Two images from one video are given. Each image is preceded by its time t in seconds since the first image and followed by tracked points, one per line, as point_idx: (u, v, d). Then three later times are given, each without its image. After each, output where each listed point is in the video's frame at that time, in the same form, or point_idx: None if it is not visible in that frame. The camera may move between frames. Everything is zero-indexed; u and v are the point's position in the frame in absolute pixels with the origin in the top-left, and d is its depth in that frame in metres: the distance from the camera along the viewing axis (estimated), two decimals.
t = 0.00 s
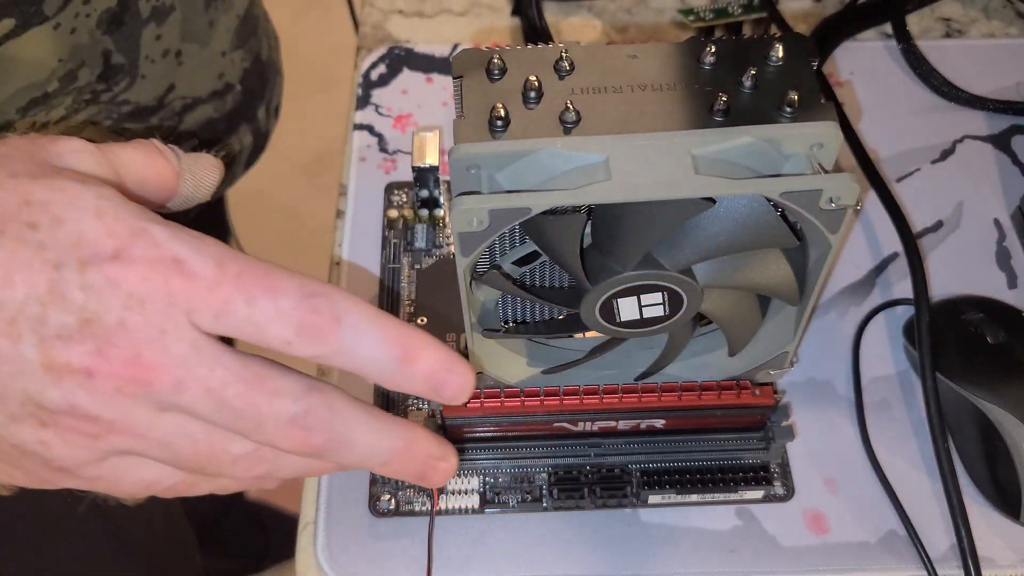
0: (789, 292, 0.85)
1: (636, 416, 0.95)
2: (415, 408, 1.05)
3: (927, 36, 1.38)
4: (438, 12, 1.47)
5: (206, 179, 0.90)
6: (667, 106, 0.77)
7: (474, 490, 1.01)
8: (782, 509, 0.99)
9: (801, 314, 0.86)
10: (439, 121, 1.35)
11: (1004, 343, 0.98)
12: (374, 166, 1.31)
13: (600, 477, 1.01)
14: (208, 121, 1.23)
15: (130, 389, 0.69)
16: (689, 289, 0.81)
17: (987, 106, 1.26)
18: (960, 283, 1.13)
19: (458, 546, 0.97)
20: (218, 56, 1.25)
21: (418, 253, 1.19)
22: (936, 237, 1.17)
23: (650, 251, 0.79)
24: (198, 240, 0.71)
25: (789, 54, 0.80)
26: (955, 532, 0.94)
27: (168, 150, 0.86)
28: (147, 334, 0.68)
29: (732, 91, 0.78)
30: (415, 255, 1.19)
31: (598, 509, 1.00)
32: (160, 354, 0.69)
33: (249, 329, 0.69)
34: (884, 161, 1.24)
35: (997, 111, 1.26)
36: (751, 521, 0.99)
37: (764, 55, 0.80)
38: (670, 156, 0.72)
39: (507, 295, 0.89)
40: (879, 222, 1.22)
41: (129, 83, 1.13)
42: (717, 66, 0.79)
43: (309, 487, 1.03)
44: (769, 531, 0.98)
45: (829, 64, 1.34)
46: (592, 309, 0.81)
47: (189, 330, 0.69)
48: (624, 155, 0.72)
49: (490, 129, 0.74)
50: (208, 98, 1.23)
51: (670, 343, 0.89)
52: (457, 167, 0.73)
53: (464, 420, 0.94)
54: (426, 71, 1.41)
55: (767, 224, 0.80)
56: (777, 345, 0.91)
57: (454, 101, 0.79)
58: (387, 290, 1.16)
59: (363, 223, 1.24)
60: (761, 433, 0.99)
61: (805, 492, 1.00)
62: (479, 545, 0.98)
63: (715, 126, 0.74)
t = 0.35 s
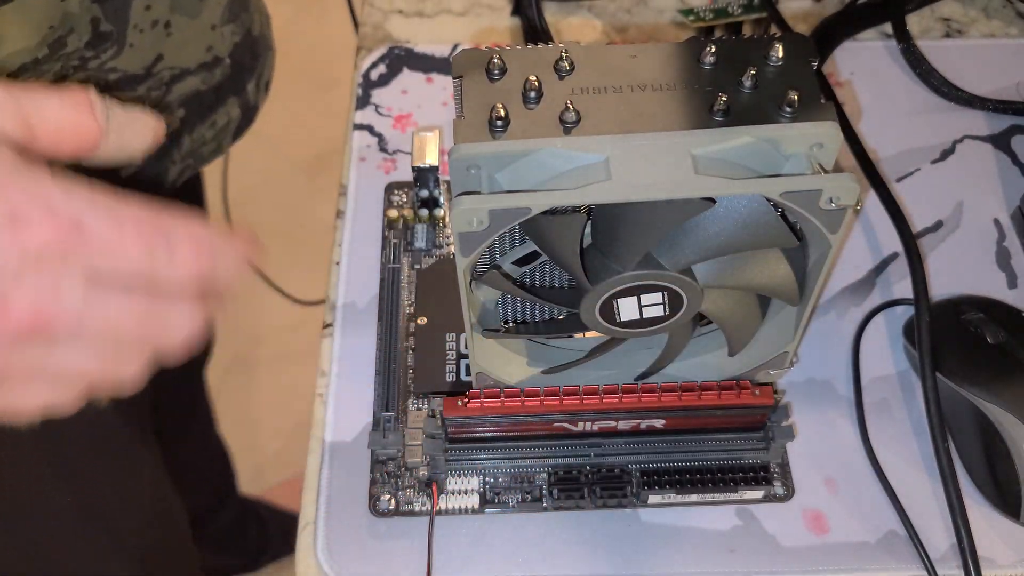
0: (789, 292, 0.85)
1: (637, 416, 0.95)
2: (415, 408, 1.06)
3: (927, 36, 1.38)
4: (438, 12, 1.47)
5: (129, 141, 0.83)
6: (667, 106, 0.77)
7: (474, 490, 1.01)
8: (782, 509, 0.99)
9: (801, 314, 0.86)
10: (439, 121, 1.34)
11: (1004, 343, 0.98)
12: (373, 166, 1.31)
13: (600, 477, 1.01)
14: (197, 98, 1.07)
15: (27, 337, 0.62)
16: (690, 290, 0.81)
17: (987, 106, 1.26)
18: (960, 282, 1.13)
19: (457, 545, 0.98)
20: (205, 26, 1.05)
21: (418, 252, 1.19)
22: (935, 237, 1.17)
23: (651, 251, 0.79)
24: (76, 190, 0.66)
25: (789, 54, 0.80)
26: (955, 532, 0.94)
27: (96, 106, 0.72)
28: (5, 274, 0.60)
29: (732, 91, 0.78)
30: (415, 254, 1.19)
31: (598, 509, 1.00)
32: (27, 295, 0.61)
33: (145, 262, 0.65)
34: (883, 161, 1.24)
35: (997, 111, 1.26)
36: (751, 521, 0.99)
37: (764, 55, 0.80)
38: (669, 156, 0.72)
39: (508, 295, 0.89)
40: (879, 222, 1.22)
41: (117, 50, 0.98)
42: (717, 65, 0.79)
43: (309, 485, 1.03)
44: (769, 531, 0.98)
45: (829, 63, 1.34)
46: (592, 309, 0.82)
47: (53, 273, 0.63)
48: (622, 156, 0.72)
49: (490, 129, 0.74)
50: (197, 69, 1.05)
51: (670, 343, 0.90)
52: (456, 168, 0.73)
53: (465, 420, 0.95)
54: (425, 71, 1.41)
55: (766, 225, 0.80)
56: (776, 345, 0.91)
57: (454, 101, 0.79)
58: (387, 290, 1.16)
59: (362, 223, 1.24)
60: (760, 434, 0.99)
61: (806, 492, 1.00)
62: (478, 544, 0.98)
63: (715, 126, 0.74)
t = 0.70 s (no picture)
0: (789, 292, 0.85)
1: (636, 416, 0.95)
2: (416, 408, 1.06)
3: (927, 36, 1.38)
4: (439, 12, 1.47)
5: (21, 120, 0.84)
6: (667, 106, 0.77)
7: (474, 490, 1.01)
8: (782, 509, 0.99)
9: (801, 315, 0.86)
10: (439, 121, 1.34)
11: (1004, 344, 0.98)
12: (373, 166, 1.31)
13: (600, 477, 1.01)
14: (153, 117, 0.88)
15: None
16: (690, 289, 0.81)
17: (986, 106, 1.26)
18: (960, 282, 1.13)
19: (457, 546, 0.97)
20: (165, 44, 0.87)
21: (419, 251, 1.19)
22: (935, 237, 1.17)
23: (650, 252, 0.80)
24: None
25: (789, 54, 0.80)
26: (955, 532, 0.94)
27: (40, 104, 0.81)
28: None
29: (732, 91, 0.78)
30: (415, 253, 1.19)
31: (598, 509, 1.00)
32: None
33: None
34: (883, 161, 1.24)
35: (997, 112, 1.26)
36: (751, 521, 0.99)
37: (764, 55, 0.80)
38: (669, 156, 0.72)
39: (508, 295, 0.89)
40: (879, 222, 1.22)
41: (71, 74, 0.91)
42: (717, 65, 0.79)
43: (309, 485, 1.03)
44: (769, 531, 0.98)
45: (829, 63, 1.34)
46: (592, 310, 0.82)
47: None
48: (624, 155, 0.72)
49: (490, 129, 0.75)
50: (156, 88, 0.87)
51: (670, 343, 0.90)
52: (456, 167, 0.73)
53: (466, 421, 0.95)
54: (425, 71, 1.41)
55: (766, 225, 0.80)
56: (776, 345, 0.91)
57: (454, 100, 0.79)
58: (388, 291, 1.16)
59: (362, 223, 1.25)
60: (760, 434, 0.99)
61: (805, 492, 1.00)
62: (478, 543, 0.98)
63: (715, 126, 0.74)
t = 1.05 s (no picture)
0: (789, 292, 0.85)
1: (637, 416, 0.95)
2: (416, 408, 1.06)
3: (927, 35, 1.38)
4: (439, 12, 1.48)
5: None
6: (667, 106, 0.77)
7: (473, 490, 1.01)
8: (782, 509, 0.99)
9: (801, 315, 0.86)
10: (439, 121, 1.34)
11: (1005, 343, 0.97)
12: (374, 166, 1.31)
13: (600, 476, 1.01)
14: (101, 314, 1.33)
15: None
16: (690, 290, 0.81)
17: (987, 106, 1.26)
18: (959, 283, 1.13)
19: (456, 547, 0.97)
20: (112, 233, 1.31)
21: (418, 251, 1.19)
22: (936, 237, 1.17)
23: (650, 251, 0.80)
24: None
25: (790, 54, 0.80)
26: (955, 532, 0.94)
27: None
28: None
29: (732, 90, 0.78)
30: (415, 253, 1.19)
31: (598, 508, 1.00)
32: None
33: None
34: (884, 161, 1.24)
35: (997, 112, 1.26)
36: (752, 521, 0.99)
37: (764, 55, 0.80)
38: (669, 156, 0.72)
39: (508, 296, 0.89)
40: (879, 222, 1.22)
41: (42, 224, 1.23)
42: (717, 65, 0.79)
43: (309, 486, 1.03)
44: (769, 531, 0.98)
45: (829, 63, 1.34)
46: (591, 311, 0.82)
47: None
48: (623, 155, 0.72)
49: (490, 128, 0.75)
50: (103, 266, 1.30)
51: (670, 343, 0.90)
52: (456, 168, 0.73)
53: (466, 421, 0.95)
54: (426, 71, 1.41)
55: (765, 225, 0.80)
56: (776, 346, 0.91)
57: (454, 100, 0.79)
58: (387, 291, 1.16)
59: (362, 223, 1.25)
60: (760, 433, 0.99)
61: (806, 492, 1.00)
62: (478, 543, 0.98)
63: (715, 126, 0.74)
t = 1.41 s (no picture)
0: (789, 293, 0.85)
1: (637, 416, 0.95)
2: (416, 408, 1.06)
3: (927, 36, 1.38)
4: (439, 12, 1.48)
5: None
6: (666, 106, 0.77)
7: (473, 490, 1.01)
8: (782, 509, 0.99)
9: (800, 314, 0.86)
10: (439, 121, 1.35)
11: (1004, 344, 0.97)
12: (373, 166, 1.31)
13: (600, 477, 1.01)
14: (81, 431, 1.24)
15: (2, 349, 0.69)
16: (689, 290, 0.81)
17: (987, 106, 1.26)
18: (959, 283, 1.13)
19: (456, 547, 0.97)
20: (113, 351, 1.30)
21: (418, 251, 1.19)
22: (936, 237, 1.17)
23: (650, 252, 0.80)
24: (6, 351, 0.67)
25: (789, 54, 0.80)
26: (955, 532, 0.94)
27: None
28: None
29: (731, 90, 0.78)
30: (414, 252, 1.19)
31: (598, 509, 1.00)
32: None
33: None
34: (884, 161, 1.24)
35: (997, 112, 1.26)
36: (751, 521, 0.99)
37: (764, 55, 0.80)
38: (669, 157, 0.72)
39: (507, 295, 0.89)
40: (879, 222, 1.22)
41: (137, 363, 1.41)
42: (716, 65, 0.79)
43: (309, 486, 1.03)
44: (769, 531, 0.98)
45: (829, 63, 1.34)
46: (592, 311, 0.82)
47: None
48: (623, 156, 0.72)
49: (490, 129, 0.74)
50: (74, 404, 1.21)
51: (670, 343, 0.90)
52: (456, 169, 0.74)
53: (466, 421, 0.95)
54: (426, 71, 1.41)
55: (765, 225, 0.80)
56: (776, 345, 0.91)
57: (454, 100, 0.79)
58: (387, 292, 1.16)
59: (362, 223, 1.25)
60: (759, 433, 0.99)
61: (805, 493, 1.00)
62: (478, 542, 0.98)
63: (715, 126, 0.74)
